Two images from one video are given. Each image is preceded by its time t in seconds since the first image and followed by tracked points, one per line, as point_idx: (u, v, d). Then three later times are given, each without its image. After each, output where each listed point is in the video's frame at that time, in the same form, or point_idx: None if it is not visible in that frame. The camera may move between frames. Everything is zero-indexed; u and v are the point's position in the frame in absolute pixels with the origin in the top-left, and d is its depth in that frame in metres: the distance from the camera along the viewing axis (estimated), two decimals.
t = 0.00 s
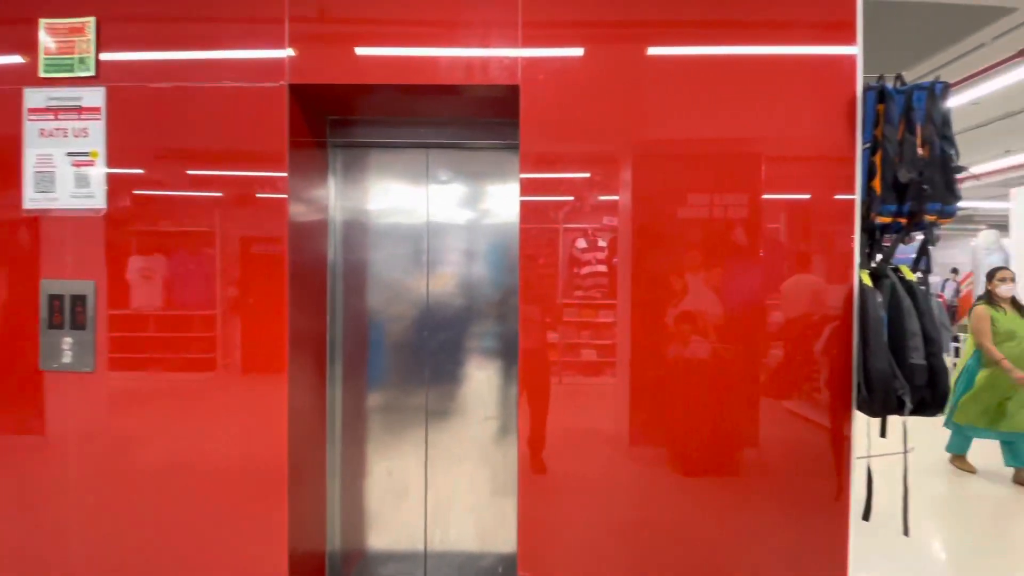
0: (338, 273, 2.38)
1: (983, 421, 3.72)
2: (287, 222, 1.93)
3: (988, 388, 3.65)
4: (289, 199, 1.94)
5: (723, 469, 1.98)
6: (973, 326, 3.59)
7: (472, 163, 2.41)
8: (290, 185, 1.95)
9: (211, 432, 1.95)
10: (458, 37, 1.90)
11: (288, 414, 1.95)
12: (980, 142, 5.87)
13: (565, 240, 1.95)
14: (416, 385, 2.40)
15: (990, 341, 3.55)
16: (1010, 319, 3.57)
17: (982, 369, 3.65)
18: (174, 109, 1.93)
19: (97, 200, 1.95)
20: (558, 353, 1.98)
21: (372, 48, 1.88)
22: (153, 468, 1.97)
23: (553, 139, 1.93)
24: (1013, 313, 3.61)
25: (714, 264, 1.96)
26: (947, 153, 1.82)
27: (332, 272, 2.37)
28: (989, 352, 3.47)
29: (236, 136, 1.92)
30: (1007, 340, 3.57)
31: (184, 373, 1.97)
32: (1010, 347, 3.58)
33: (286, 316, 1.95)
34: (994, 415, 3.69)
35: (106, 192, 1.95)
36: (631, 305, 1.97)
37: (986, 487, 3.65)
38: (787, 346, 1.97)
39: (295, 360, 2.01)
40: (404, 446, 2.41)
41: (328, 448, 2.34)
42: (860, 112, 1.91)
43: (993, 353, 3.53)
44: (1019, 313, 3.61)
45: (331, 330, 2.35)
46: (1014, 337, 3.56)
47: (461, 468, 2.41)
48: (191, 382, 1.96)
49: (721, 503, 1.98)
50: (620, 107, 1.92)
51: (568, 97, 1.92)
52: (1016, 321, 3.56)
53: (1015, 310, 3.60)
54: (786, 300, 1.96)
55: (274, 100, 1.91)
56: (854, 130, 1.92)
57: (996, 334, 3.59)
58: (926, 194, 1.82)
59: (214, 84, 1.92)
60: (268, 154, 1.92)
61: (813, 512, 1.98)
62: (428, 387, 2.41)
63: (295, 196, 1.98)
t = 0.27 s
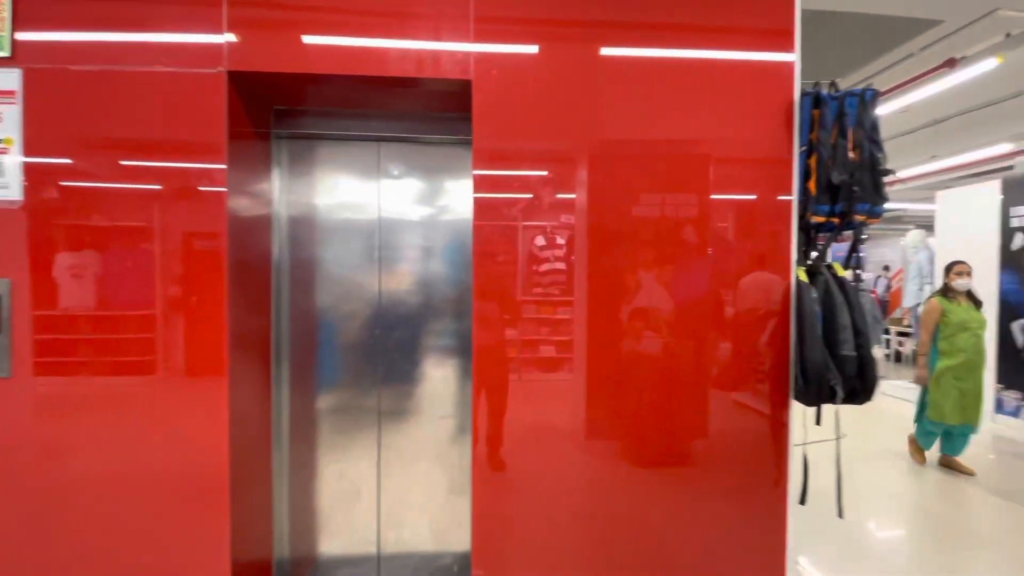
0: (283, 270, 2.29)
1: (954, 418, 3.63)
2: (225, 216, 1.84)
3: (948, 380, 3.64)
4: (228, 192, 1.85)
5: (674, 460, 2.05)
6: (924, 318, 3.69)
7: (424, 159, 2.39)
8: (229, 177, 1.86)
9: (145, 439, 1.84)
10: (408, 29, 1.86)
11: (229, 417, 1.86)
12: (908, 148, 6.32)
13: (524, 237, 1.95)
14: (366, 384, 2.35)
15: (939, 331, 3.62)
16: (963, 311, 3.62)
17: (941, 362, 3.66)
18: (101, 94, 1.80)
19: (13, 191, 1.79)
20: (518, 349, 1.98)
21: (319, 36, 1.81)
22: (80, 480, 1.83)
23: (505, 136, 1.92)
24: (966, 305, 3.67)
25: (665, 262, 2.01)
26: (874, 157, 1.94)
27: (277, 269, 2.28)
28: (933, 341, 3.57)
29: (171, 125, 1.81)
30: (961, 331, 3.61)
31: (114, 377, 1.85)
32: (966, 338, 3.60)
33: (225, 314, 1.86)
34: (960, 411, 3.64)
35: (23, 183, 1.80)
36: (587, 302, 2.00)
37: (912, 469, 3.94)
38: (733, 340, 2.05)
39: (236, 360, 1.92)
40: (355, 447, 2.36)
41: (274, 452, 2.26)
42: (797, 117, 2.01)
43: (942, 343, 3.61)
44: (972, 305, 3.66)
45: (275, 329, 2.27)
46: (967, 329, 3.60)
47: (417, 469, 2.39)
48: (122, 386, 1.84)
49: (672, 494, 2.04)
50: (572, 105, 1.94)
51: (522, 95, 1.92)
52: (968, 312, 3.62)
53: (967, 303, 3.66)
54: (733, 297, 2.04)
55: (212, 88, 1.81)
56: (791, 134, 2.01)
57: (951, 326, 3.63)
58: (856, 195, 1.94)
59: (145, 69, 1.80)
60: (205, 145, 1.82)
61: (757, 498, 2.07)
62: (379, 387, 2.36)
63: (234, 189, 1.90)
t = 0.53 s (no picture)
0: (216, 267, 2.19)
1: (901, 414, 3.67)
2: (151, 207, 1.72)
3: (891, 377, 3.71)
4: (153, 183, 1.74)
5: (623, 452, 2.09)
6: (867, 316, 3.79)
7: (368, 151, 2.32)
8: (154, 166, 1.74)
9: (62, 449, 1.70)
10: (350, 16, 1.80)
11: (155, 422, 1.75)
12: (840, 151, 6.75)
13: (479, 233, 1.94)
14: (308, 384, 2.27)
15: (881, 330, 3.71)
16: (907, 309, 3.67)
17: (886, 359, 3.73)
18: (4, 73, 1.64)
19: None
20: (473, 346, 1.97)
21: (256, 21, 1.72)
22: None
23: (449, 131, 1.90)
24: (910, 304, 3.72)
25: (615, 259, 2.05)
26: (804, 159, 2.04)
27: (209, 266, 2.17)
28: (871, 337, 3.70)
29: (89, 109, 1.68)
30: (904, 329, 3.66)
31: (25, 383, 1.69)
32: (910, 336, 3.65)
33: (149, 312, 1.74)
34: (907, 407, 3.68)
35: None
36: (540, 298, 2.01)
37: (841, 453, 4.23)
38: (679, 335, 2.12)
39: (163, 361, 1.81)
40: (297, 450, 2.28)
41: (207, 458, 2.16)
42: (733, 119, 2.08)
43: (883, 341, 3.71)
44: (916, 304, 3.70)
45: (208, 329, 2.16)
46: (911, 327, 3.65)
47: (366, 469, 2.33)
48: (35, 393, 1.69)
49: (621, 485, 2.09)
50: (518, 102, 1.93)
51: (468, 89, 1.89)
52: (912, 311, 3.67)
53: (911, 302, 3.70)
54: (680, 293, 2.11)
55: (134, 71, 1.69)
56: (728, 136, 2.09)
57: (895, 324, 3.69)
58: (786, 196, 2.05)
59: (57, 47, 1.66)
60: (129, 132, 1.70)
61: (700, 484, 2.16)
62: (321, 387, 2.29)
63: (160, 180, 1.78)
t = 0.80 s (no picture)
0: (145, 263, 2.06)
1: (861, 405, 3.81)
2: (71, 199, 1.61)
3: (852, 371, 3.82)
4: (73, 173, 1.62)
5: (576, 446, 2.12)
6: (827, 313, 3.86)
7: (309, 143, 2.23)
8: (75, 155, 1.62)
9: None
10: (290, 2, 1.72)
11: (78, 430, 1.64)
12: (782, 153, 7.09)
13: (436, 230, 1.92)
14: (247, 386, 2.18)
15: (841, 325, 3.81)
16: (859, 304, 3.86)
17: (845, 353, 3.85)
18: None
19: None
20: (431, 345, 1.95)
21: (191, 3, 1.62)
22: None
23: (394, 125, 1.85)
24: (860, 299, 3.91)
25: (570, 257, 2.07)
26: (743, 160, 2.11)
27: (137, 261, 2.05)
28: (838, 333, 3.75)
29: None
30: (860, 323, 3.83)
31: None
32: (863, 330, 3.83)
33: (70, 311, 1.62)
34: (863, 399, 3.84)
35: None
36: (495, 295, 2.01)
37: (783, 441, 4.46)
38: (631, 330, 2.17)
39: (86, 363, 1.69)
40: (237, 454, 2.19)
41: (138, 466, 2.05)
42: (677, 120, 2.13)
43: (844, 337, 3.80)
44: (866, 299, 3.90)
45: (137, 328, 2.04)
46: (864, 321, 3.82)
47: (315, 471, 2.27)
48: None
49: (574, 478, 2.12)
50: (465, 97, 1.91)
51: (414, 82, 1.86)
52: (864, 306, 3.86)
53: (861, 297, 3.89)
54: (633, 290, 2.16)
55: (50, 52, 1.56)
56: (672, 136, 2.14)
57: (850, 320, 3.83)
58: (726, 195, 2.13)
59: None
60: (46, 119, 1.57)
61: (650, 476, 2.21)
62: (261, 389, 2.20)
63: (82, 171, 1.66)
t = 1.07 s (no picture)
0: (47, 259, 1.90)
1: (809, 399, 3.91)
2: None
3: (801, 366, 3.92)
4: None
5: (522, 442, 2.13)
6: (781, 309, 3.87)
7: (228, 131, 2.11)
8: None
9: None
10: None
11: None
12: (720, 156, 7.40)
13: (383, 226, 1.88)
14: (166, 391, 2.05)
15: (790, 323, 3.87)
16: (804, 301, 3.96)
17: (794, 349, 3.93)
18: None
19: None
20: (378, 343, 1.90)
21: None
22: None
23: (328, 115, 1.78)
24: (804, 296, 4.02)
25: (518, 254, 2.08)
26: (672, 160, 2.24)
27: (37, 259, 1.88)
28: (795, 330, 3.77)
29: None
30: (806, 320, 3.93)
31: None
32: (808, 326, 3.93)
33: None
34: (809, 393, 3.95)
35: None
36: (443, 292, 1.98)
37: (722, 431, 4.67)
38: (577, 327, 2.20)
39: None
40: (156, 463, 2.06)
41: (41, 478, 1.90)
42: (611, 120, 2.18)
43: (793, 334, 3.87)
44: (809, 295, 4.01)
45: (38, 330, 1.88)
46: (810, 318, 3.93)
47: (247, 477, 2.16)
48: None
49: (519, 474, 2.12)
50: (399, 88, 1.86)
51: (344, 72, 1.78)
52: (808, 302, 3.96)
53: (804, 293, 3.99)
54: (579, 287, 2.19)
55: None
56: (608, 136, 2.17)
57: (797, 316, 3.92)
58: (657, 194, 2.24)
59: None
60: None
61: (592, 468, 2.26)
62: (183, 393, 2.07)
63: None
